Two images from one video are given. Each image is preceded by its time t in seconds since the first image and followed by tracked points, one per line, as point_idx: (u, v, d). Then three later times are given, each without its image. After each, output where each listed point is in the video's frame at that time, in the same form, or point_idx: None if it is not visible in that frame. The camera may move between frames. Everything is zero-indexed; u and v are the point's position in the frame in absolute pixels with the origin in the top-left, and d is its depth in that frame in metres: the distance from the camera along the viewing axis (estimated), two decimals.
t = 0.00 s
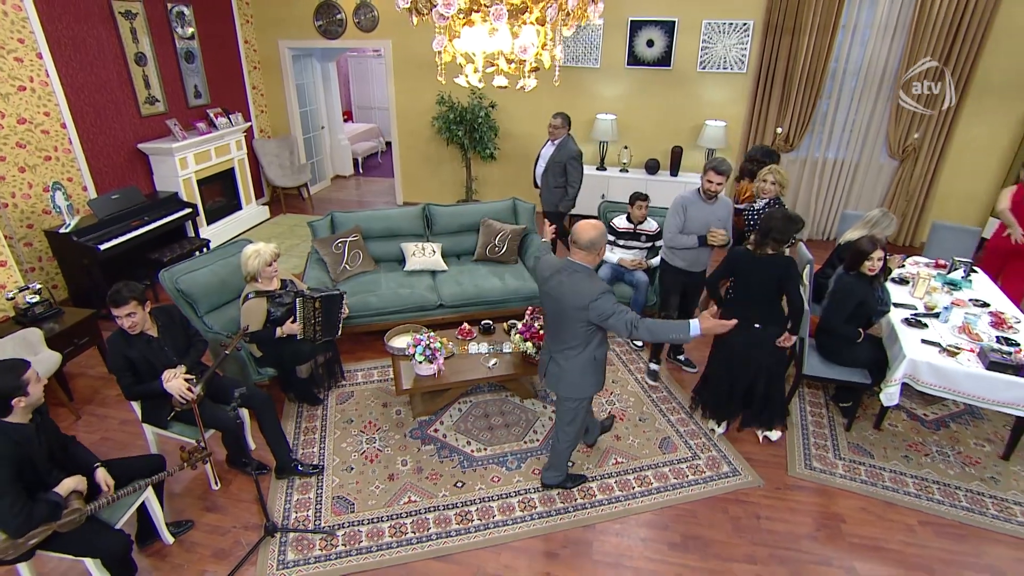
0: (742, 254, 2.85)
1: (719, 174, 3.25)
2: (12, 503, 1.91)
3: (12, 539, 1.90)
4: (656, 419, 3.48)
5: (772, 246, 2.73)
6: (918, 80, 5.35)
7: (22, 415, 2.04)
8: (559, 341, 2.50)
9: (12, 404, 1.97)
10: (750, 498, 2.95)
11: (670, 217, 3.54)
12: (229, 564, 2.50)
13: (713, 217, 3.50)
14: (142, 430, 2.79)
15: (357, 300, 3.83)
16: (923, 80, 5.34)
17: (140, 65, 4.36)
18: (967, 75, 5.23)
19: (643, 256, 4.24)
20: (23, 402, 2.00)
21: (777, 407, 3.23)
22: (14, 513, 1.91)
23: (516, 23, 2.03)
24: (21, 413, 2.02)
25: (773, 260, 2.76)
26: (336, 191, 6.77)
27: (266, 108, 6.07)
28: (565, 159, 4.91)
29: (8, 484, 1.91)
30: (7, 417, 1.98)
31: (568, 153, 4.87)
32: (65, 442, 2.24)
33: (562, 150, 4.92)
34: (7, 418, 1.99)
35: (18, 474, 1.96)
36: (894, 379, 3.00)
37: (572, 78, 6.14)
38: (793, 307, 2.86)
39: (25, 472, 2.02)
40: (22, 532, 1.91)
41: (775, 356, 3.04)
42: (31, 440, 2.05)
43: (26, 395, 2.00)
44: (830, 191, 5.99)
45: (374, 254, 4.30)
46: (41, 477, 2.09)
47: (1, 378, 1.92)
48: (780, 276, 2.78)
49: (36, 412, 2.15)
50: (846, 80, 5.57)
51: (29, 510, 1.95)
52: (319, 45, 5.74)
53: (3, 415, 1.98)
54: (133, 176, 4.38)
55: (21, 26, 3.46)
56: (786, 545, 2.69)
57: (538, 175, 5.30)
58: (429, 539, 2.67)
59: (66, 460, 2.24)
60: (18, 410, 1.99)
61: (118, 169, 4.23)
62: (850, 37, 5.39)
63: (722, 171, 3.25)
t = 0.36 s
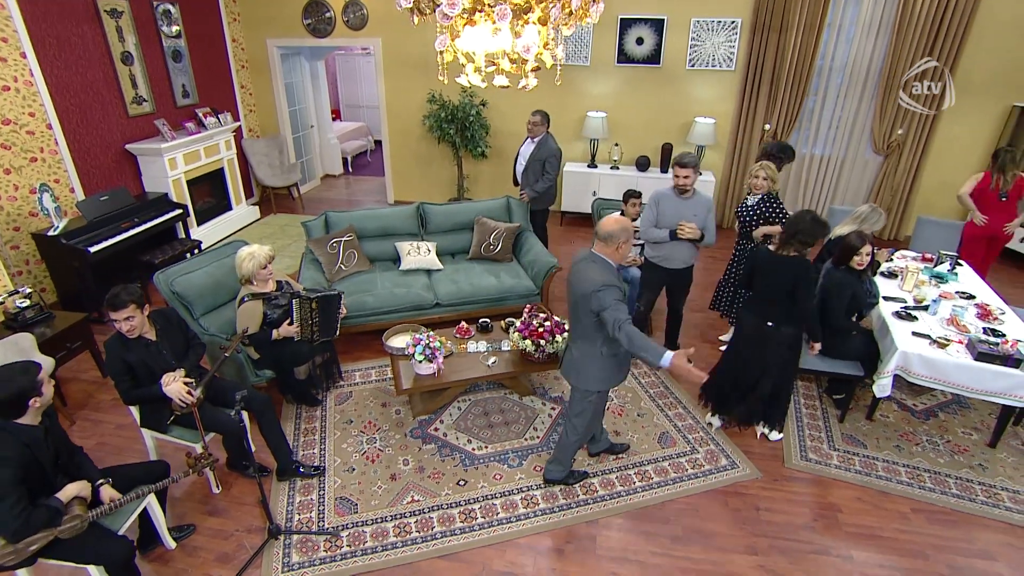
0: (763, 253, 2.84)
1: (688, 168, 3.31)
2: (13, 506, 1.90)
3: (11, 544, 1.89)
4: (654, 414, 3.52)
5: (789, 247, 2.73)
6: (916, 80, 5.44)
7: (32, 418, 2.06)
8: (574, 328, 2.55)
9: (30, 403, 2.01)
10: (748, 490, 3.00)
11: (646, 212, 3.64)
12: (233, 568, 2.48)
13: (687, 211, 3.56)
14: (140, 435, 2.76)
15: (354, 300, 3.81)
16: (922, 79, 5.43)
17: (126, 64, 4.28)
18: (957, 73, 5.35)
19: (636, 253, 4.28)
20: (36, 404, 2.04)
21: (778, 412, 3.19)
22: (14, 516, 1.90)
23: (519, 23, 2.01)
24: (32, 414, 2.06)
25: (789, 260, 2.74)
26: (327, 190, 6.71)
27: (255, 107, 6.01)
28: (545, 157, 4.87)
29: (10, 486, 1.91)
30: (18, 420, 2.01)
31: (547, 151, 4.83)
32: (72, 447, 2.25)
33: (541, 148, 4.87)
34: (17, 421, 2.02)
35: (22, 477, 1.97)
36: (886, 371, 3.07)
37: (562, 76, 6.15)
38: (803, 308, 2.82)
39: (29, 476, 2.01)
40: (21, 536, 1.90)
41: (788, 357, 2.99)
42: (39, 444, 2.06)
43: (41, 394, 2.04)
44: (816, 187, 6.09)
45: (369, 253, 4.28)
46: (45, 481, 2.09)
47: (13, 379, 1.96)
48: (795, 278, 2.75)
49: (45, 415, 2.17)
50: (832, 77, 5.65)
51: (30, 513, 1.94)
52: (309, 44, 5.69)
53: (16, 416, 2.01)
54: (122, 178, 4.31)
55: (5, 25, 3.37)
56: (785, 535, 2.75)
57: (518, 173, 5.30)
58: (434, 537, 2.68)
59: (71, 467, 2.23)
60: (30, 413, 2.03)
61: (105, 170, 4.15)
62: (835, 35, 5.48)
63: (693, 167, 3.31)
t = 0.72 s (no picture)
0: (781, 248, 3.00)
1: (645, 164, 3.56)
2: (36, 498, 1.96)
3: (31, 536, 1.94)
4: (649, 405, 3.62)
5: (803, 244, 2.87)
6: (915, 80, 5.54)
7: (54, 415, 2.12)
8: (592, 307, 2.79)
9: (54, 397, 2.07)
10: (742, 476, 3.12)
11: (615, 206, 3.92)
12: (245, 562, 2.53)
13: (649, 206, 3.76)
14: (148, 434, 2.79)
15: (354, 297, 3.86)
16: (921, 79, 5.53)
17: (122, 66, 4.28)
18: (953, 72, 5.49)
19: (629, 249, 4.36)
20: (60, 400, 2.10)
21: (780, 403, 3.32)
22: (37, 508, 1.96)
23: (523, 24, 2.08)
24: (56, 410, 2.11)
25: (798, 256, 2.89)
26: (320, 189, 6.74)
27: (248, 108, 6.04)
28: (522, 155, 5.03)
29: (33, 478, 1.98)
30: (41, 415, 2.07)
31: (525, 149, 4.98)
32: (86, 448, 2.30)
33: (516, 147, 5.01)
34: (41, 416, 2.08)
35: (44, 470, 2.04)
36: (872, 359, 3.20)
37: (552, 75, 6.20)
38: (807, 303, 2.95)
39: (49, 470, 2.08)
40: (42, 527, 1.96)
41: (795, 350, 3.14)
42: (60, 440, 2.13)
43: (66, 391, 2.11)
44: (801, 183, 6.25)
45: (367, 251, 4.33)
46: (62, 478, 2.15)
47: (41, 374, 2.04)
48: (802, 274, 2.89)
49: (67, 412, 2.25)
50: (813, 76, 5.77)
51: (52, 505, 2.01)
52: (302, 45, 5.73)
53: (40, 411, 2.07)
54: (119, 180, 4.32)
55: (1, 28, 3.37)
56: (779, 518, 2.87)
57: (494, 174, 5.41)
58: (440, 529, 2.75)
59: (84, 467, 2.28)
60: (54, 408, 2.09)
61: (103, 171, 4.15)
62: (817, 35, 5.60)
63: (652, 161, 3.57)
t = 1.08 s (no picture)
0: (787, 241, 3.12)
1: (621, 161, 3.38)
2: (50, 496, 1.98)
3: (45, 535, 1.95)
4: (646, 396, 3.70)
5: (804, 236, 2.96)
6: (918, 80, 5.68)
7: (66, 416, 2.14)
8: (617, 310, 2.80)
9: (65, 397, 2.08)
10: (738, 463, 3.21)
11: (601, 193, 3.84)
12: (255, 558, 2.56)
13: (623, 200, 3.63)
14: (153, 433, 2.81)
15: (353, 294, 3.89)
16: (923, 79, 5.67)
17: (113, 66, 4.25)
18: (956, 72, 5.60)
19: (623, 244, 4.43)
20: (71, 401, 2.12)
21: (767, 390, 3.44)
22: (51, 506, 1.98)
23: (527, 24, 2.13)
24: (67, 411, 2.12)
25: (796, 248, 2.97)
26: (313, 187, 6.73)
27: (241, 107, 6.04)
28: (496, 150, 5.12)
29: (46, 477, 2.00)
30: (52, 416, 2.09)
31: (497, 145, 5.06)
32: (95, 449, 2.33)
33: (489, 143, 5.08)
34: (52, 416, 2.10)
35: (57, 469, 2.06)
36: (861, 349, 3.30)
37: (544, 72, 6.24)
38: (795, 295, 3.04)
39: (61, 470, 2.10)
40: (56, 527, 1.97)
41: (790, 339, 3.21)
42: (71, 440, 2.15)
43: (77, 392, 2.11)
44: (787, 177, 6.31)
45: (364, 248, 4.35)
46: (73, 478, 2.17)
47: (53, 374, 2.06)
48: (796, 262, 2.96)
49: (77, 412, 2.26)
50: (797, 74, 5.84)
51: (66, 504, 2.03)
52: (295, 45, 5.76)
53: (51, 410, 2.08)
54: (113, 182, 4.30)
55: None
56: (774, 503, 2.97)
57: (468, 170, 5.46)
58: (446, 521, 2.80)
59: (94, 469, 2.30)
60: (65, 409, 2.11)
61: (96, 172, 4.13)
62: (800, 33, 5.66)
63: (627, 159, 3.35)
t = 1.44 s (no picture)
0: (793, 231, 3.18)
1: (601, 157, 3.36)
2: (59, 500, 1.98)
3: (56, 538, 1.96)
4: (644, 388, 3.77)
5: (812, 225, 3.03)
6: (918, 81, 5.77)
7: (73, 421, 2.14)
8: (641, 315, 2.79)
9: (70, 402, 2.07)
10: (734, 451, 3.30)
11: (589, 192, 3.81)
12: (264, 554, 2.58)
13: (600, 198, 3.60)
14: (158, 432, 2.81)
15: (353, 291, 3.91)
16: (923, 79, 5.76)
17: (105, 65, 4.24)
18: (956, 72, 5.70)
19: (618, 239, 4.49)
20: (76, 405, 2.12)
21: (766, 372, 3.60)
22: (61, 510, 1.98)
23: (531, 23, 2.17)
24: (72, 415, 2.12)
25: (803, 236, 3.05)
26: (306, 186, 6.74)
27: (233, 106, 6.06)
28: (478, 149, 5.16)
29: (55, 481, 1.99)
30: (58, 420, 2.09)
31: (479, 143, 5.11)
32: (103, 450, 2.33)
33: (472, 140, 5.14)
34: (58, 420, 2.10)
35: (66, 473, 2.05)
36: (851, 338, 3.40)
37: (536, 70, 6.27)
38: (798, 281, 3.14)
39: (70, 473, 2.09)
40: (66, 530, 1.98)
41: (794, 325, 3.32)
42: (79, 444, 2.14)
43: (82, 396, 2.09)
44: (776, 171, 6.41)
45: (362, 245, 4.37)
46: (82, 480, 2.16)
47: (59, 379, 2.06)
48: (801, 251, 3.05)
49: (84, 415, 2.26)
50: (784, 71, 5.91)
51: (76, 507, 2.03)
52: (286, 43, 5.76)
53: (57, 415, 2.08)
54: (107, 182, 4.31)
55: None
56: (770, 489, 3.06)
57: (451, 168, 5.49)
58: (452, 514, 2.84)
59: (102, 469, 2.30)
60: (71, 414, 2.11)
61: (89, 173, 4.13)
62: (786, 30, 5.72)
63: (606, 156, 3.34)
